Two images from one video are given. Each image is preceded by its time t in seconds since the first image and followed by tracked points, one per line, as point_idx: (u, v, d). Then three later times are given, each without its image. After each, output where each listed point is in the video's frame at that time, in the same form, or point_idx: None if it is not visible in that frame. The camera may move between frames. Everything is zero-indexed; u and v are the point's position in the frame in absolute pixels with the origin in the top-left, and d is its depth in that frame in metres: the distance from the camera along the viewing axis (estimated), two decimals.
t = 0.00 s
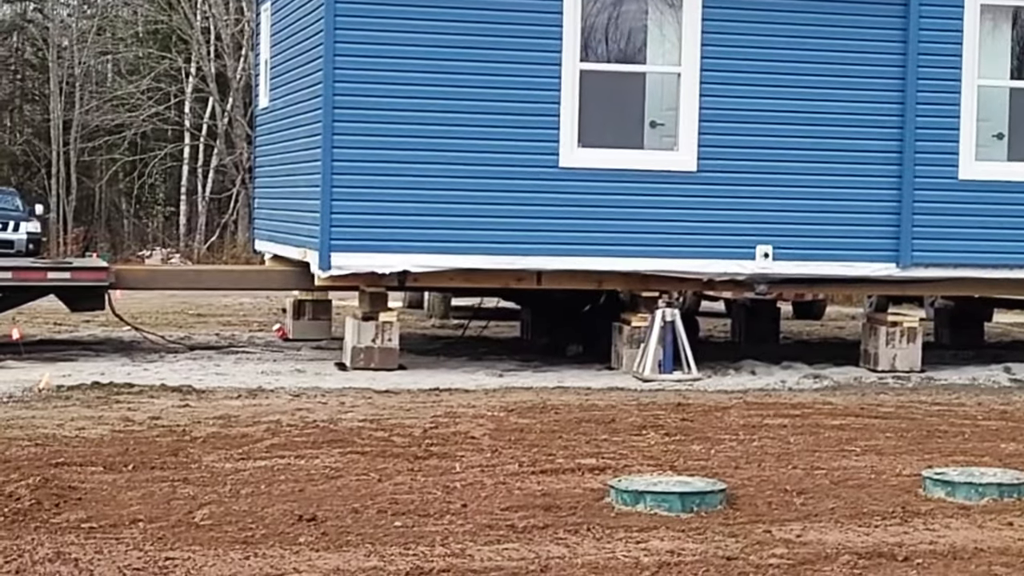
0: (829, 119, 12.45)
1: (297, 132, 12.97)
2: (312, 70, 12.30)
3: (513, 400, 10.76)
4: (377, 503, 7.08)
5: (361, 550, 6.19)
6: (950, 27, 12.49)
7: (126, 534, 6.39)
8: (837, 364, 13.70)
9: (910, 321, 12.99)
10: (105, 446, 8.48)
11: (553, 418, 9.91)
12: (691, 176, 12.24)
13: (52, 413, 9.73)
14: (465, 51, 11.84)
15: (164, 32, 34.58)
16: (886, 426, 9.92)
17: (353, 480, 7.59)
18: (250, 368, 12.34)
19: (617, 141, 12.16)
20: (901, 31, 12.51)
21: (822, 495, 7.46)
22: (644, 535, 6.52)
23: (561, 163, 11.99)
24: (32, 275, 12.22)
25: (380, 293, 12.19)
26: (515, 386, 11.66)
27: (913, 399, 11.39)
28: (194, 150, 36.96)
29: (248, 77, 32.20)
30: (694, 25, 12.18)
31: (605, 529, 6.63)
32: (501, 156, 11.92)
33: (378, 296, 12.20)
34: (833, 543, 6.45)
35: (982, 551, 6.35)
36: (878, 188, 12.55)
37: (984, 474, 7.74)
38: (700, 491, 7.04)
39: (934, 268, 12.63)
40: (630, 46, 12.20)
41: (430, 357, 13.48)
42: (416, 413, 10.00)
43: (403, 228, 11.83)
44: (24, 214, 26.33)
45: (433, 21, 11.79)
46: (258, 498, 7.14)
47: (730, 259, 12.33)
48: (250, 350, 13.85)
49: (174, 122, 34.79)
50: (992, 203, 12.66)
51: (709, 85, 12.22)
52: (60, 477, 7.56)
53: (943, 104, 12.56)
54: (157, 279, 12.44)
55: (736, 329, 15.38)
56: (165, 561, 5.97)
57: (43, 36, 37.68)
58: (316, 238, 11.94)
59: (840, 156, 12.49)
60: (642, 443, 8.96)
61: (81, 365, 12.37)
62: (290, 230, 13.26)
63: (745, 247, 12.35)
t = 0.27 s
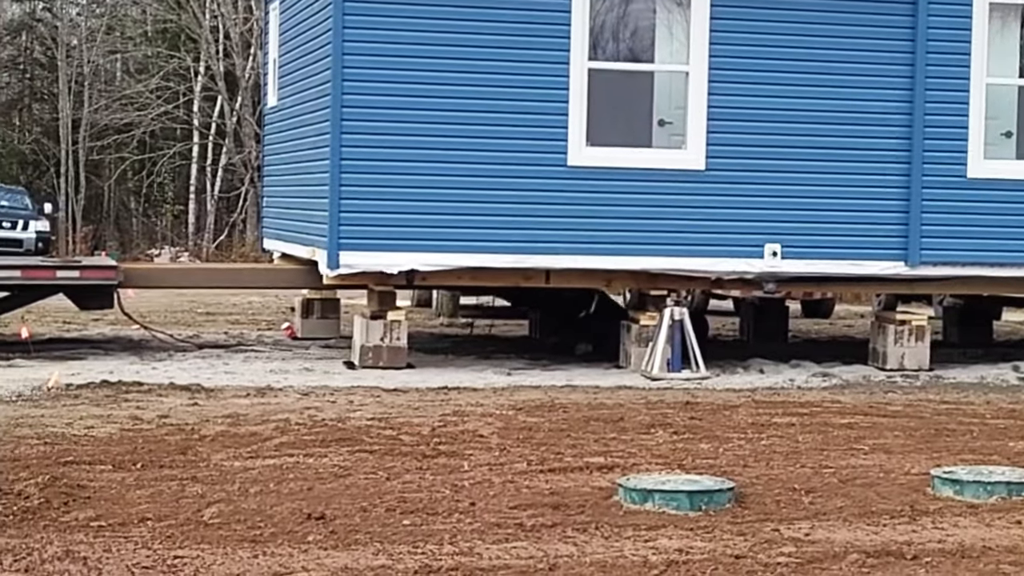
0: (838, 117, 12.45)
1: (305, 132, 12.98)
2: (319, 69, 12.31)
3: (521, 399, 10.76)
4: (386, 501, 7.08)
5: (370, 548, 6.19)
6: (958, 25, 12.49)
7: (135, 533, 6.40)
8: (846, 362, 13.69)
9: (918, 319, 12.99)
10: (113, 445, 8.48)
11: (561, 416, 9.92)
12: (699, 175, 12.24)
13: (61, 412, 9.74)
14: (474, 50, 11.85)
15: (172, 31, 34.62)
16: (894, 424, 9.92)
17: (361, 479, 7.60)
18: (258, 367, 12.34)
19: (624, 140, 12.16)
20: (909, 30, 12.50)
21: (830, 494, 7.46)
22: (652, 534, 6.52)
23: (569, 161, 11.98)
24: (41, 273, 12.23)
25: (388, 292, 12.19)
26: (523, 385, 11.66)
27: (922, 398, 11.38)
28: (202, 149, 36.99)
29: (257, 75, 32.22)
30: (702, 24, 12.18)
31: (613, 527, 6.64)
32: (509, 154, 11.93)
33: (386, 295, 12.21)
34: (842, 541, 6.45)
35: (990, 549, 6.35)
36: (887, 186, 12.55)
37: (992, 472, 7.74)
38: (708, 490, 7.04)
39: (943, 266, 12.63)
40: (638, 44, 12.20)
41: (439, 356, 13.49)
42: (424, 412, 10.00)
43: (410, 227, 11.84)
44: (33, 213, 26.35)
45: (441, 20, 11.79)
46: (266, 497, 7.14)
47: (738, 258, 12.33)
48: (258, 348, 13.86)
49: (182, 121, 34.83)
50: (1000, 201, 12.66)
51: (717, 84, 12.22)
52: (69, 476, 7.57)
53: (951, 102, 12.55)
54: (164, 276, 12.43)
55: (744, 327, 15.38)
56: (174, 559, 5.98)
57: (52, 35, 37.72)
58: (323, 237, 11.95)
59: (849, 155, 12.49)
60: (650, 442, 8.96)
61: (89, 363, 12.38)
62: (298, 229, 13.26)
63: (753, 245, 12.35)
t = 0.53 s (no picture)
0: (847, 116, 12.44)
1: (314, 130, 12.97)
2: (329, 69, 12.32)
3: (530, 398, 10.76)
4: (395, 500, 7.09)
5: (379, 547, 6.20)
6: (968, 25, 12.49)
7: (145, 532, 6.41)
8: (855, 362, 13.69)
9: (928, 318, 12.98)
10: (123, 444, 8.49)
11: (570, 415, 9.92)
12: (709, 174, 12.24)
13: (71, 411, 9.75)
14: (483, 49, 11.85)
15: (182, 30, 34.64)
16: (903, 424, 9.91)
17: (370, 478, 7.61)
18: (267, 366, 12.35)
19: (634, 139, 12.16)
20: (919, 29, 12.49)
21: (839, 493, 7.45)
22: (661, 533, 6.52)
23: (578, 161, 11.99)
24: (49, 273, 12.22)
25: (397, 291, 12.20)
26: (532, 384, 11.66)
27: (931, 397, 11.37)
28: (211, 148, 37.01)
29: (266, 75, 32.23)
30: (711, 23, 12.17)
31: (622, 527, 6.64)
32: (518, 153, 11.94)
33: (395, 294, 12.21)
34: (850, 541, 6.45)
35: (999, 549, 6.34)
36: (896, 186, 12.54)
37: (1001, 472, 7.73)
38: (717, 489, 7.04)
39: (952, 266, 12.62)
40: (647, 44, 12.20)
41: (448, 355, 13.49)
42: (433, 411, 10.01)
43: (420, 226, 11.83)
44: (42, 213, 26.38)
45: (451, 19, 11.78)
46: (275, 496, 7.15)
47: (747, 257, 12.32)
48: (267, 348, 13.87)
49: (191, 120, 34.85)
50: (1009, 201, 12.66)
51: (726, 83, 12.21)
52: (78, 474, 7.58)
53: (961, 101, 12.55)
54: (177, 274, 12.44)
55: (754, 327, 15.38)
56: (183, 558, 5.98)
57: (61, 34, 37.77)
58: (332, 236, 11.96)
59: (858, 154, 12.48)
60: (659, 441, 8.96)
61: (99, 362, 12.39)
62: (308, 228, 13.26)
63: (762, 245, 12.34)
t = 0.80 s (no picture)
0: (856, 116, 12.43)
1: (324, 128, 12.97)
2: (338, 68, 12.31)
3: (538, 397, 10.77)
4: (403, 499, 7.09)
5: (388, 546, 6.20)
6: (976, 24, 12.48)
7: (154, 531, 6.42)
8: (864, 361, 13.68)
9: (936, 318, 12.97)
10: (132, 443, 8.50)
11: (579, 415, 9.92)
12: (717, 174, 12.23)
13: (80, 410, 9.76)
14: (491, 48, 11.85)
15: (191, 30, 34.67)
16: (912, 423, 9.91)
17: (378, 477, 7.61)
18: (276, 365, 12.36)
19: (642, 139, 12.16)
20: (928, 28, 12.48)
21: (847, 493, 7.45)
22: (669, 532, 6.52)
23: (587, 160, 11.99)
24: (58, 272, 12.22)
25: (405, 290, 12.20)
26: (541, 383, 11.67)
27: (939, 397, 11.36)
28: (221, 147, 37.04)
29: (275, 74, 32.25)
30: (720, 22, 12.14)
31: (630, 526, 6.64)
32: (527, 152, 11.94)
33: (404, 293, 12.21)
34: (859, 541, 6.45)
35: (1008, 549, 6.34)
36: (905, 185, 12.53)
37: (1010, 472, 7.72)
38: (726, 488, 7.04)
39: (961, 265, 12.61)
40: (656, 43, 12.20)
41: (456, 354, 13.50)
42: (441, 410, 10.01)
43: (428, 224, 11.82)
44: (52, 212, 26.42)
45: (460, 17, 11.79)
46: (284, 494, 7.16)
47: (756, 256, 12.31)
48: (276, 347, 13.88)
49: (201, 120, 34.87)
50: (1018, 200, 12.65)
51: (735, 82, 12.20)
52: (88, 473, 7.59)
53: (970, 101, 12.54)
54: (182, 275, 12.48)
55: (762, 326, 15.38)
56: (192, 557, 5.99)
57: (71, 33, 37.81)
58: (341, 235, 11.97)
59: (867, 154, 12.48)
60: (667, 441, 8.97)
61: (108, 361, 12.41)
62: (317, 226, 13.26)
63: (771, 244, 12.33)
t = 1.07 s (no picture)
0: (862, 115, 12.43)
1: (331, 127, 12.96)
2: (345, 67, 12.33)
3: (545, 396, 10.77)
4: (410, 498, 7.10)
5: (394, 545, 6.21)
6: (982, 23, 12.48)
7: (160, 529, 6.42)
8: (870, 360, 13.68)
9: (943, 317, 12.96)
10: (138, 441, 8.51)
11: (585, 413, 9.92)
12: (724, 173, 12.21)
13: (87, 408, 9.77)
14: (498, 46, 11.85)
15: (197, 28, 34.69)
16: (918, 422, 9.91)
17: (385, 476, 7.62)
18: (282, 363, 12.37)
19: (649, 137, 12.16)
20: (934, 27, 12.47)
21: (854, 492, 7.45)
22: (676, 531, 6.52)
23: (593, 159, 12.00)
24: (65, 270, 12.21)
25: (412, 289, 12.20)
26: (547, 382, 11.66)
27: (946, 395, 11.36)
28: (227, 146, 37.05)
29: (282, 73, 32.26)
30: (726, 21, 12.13)
31: (637, 524, 6.64)
32: (533, 151, 11.94)
33: (410, 292, 12.21)
34: (866, 539, 6.45)
35: (1014, 548, 6.34)
36: (912, 184, 12.53)
37: (1017, 471, 7.72)
38: (732, 487, 7.04)
39: (967, 264, 12.61)
40: (662, 42, 12.21)
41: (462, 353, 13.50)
42: (448, 409, 10.02)
43: (435, 223, 11.82)
44: (59, 210, 26.44)
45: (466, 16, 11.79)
46: (291, 493, 7.16)
47: (763, 255, 12.31)
48: (283, 345, 13.89)
49: (207, 118, 34.87)
50: None
51: (742, 81, 12.19)
52: (94, 471, 7.60)
53: (976, 100, 12.53)
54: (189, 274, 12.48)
55: (769, 325, 15.37)
56: (199, 555, 6.00)
57: (77, 32, 37.85)
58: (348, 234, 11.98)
59: (874, 152, 12.47)
60: (673, 439, 8.96)
61: (115, 359, 12.42)
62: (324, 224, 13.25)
63: (777, 243, 12.33)
